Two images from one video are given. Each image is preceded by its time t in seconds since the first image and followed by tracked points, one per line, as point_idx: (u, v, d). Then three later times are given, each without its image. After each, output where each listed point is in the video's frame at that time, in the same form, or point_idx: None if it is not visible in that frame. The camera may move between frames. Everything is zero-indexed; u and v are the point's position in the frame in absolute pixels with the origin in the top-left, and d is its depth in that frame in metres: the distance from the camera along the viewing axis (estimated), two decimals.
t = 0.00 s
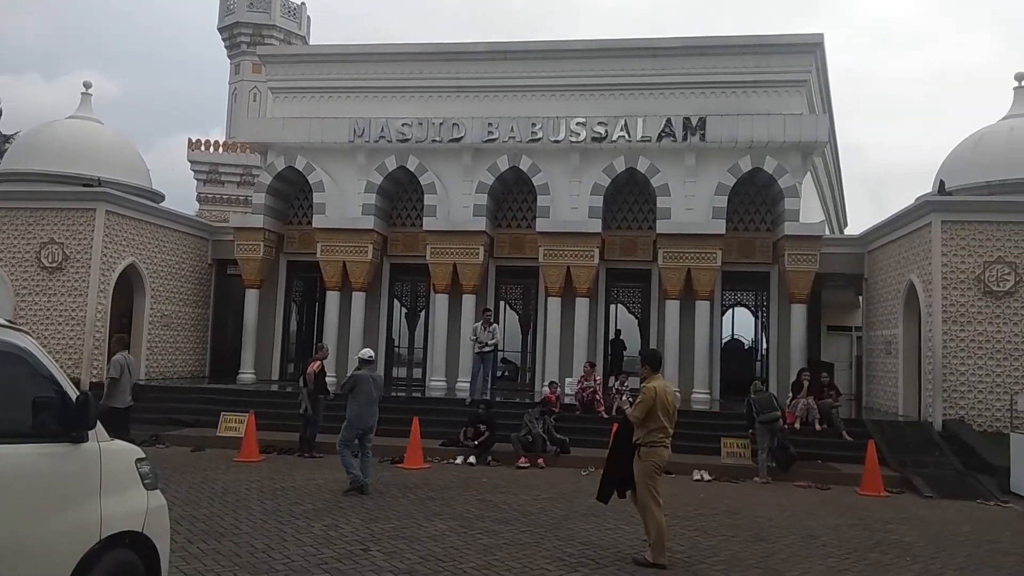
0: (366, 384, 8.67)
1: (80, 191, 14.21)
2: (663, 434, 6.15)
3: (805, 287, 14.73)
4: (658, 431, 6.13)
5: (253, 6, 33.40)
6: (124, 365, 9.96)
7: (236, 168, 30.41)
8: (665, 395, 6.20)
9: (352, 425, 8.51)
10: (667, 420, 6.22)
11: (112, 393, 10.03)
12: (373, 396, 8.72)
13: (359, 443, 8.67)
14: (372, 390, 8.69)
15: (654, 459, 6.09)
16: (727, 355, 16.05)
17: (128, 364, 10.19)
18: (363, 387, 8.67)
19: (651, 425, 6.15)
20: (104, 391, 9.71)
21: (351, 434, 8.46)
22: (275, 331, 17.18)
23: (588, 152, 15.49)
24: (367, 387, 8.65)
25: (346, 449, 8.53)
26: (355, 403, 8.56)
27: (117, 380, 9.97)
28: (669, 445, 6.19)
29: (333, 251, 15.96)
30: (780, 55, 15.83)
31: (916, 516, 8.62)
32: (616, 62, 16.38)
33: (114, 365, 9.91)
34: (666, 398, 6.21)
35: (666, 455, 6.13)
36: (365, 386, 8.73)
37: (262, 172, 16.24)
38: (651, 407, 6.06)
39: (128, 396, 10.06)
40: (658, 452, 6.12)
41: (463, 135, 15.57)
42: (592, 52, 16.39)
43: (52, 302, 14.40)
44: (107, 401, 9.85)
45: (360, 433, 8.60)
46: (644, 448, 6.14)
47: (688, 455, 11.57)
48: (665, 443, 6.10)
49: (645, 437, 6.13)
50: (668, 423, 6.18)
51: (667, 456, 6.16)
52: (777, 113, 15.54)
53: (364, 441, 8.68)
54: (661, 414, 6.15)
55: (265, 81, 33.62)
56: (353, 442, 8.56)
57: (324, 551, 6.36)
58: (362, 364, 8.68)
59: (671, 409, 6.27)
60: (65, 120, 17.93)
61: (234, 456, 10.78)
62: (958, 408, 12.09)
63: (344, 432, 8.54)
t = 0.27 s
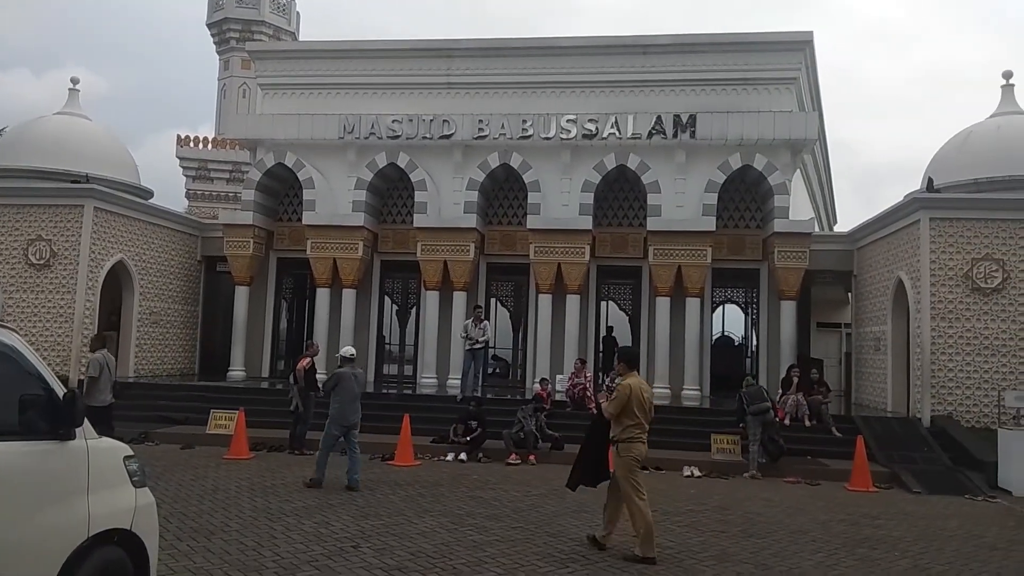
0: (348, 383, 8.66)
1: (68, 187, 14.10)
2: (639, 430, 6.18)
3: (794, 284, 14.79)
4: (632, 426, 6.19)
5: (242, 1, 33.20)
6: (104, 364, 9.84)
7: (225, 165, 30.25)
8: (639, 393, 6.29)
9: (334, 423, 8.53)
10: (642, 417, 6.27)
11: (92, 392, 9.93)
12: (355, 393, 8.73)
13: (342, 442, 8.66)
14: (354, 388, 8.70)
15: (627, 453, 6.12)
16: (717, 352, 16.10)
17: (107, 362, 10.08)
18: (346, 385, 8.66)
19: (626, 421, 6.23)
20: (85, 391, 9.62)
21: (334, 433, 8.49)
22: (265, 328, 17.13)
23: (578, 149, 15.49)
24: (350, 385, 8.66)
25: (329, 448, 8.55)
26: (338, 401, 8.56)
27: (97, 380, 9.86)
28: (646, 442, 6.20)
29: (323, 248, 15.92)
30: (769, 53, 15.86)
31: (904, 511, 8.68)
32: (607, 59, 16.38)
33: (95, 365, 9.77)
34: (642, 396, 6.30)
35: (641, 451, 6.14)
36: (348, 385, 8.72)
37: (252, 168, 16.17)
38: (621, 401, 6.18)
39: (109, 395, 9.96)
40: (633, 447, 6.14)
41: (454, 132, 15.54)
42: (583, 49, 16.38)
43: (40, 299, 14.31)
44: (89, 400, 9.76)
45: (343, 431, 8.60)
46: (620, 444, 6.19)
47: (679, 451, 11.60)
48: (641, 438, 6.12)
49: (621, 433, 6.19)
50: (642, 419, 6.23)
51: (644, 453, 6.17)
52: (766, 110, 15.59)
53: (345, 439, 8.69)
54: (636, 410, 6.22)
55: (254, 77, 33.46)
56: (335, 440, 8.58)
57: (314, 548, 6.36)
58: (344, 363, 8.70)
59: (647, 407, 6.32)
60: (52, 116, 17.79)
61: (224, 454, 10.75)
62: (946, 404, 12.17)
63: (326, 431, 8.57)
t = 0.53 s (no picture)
0: (319, 379, 8.65)
1: (52, 182, 13.98)
2: (607, 422, 6.30)
3: (781, 280, 14.85)
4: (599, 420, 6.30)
5: None
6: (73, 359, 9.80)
7: (212, 160, 30.07)
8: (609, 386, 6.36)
9: (304, 420, 8.54)
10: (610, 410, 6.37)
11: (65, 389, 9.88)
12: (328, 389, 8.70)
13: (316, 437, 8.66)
14: (327, 384, 8.66)
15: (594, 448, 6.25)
16: (705, 347, 16.16)
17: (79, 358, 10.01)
18: (319, 381, 8.64)
19: (594, 413, 6.33)
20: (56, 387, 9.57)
21: (305, 429, 8.49)
22: (252, 324, 17.06)
23: (567, 145, 15.49)
24: (322, 381, 8.63)
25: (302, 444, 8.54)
26: (311, 397, 8.54)
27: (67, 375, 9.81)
28: (613, 435, 6.33)
29: (310, 244, 15.85)
30: (757, 49, 15.91)
31: (889, 505, 8.75)
32: (595, 54, 16.38)
33: (63, 360, 9.72)
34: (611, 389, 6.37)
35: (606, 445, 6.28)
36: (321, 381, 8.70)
37: (239, 164, 16.07)
38: (592, 395, 6.23)
39: (80, 392, 9.88)
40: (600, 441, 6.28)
41: (442, 128, 15.51)
42: (572, 44, 16.37)
43: (24, 295, 14.19)
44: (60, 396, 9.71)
45: (316, 427, 8.59)
46: (587, 436, 6.30)
47: (666, 446, 11.65)
48: (608, 431, 6.26)
49: (588, 425, 6.31)
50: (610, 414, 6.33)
51: (611, 445, 6.29)
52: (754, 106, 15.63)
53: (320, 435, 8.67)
54: (607, 403, 6.31)
55: (241, 72, 33.27)
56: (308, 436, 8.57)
57: (300, 545, 6.34)
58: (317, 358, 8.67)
59: (615, 399, 6.41)
60: (36, 111, 17.63)
61: (211, 451, 10.70)
62: (931, 398, 12.26)
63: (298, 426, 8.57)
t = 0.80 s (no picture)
0: (297, 376, 8.67)
1: (38, 181, 13.88)
2: (584, 418, 6.44)
3: (770, 278, 14.90)
4: (576, 416, 6.42)
5: None
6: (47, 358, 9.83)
7: (200, 159, 29.92)
8: (586, 382, 6.46)
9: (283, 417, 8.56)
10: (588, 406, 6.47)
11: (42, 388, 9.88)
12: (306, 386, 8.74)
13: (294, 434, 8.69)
14: (305, 381, 8.70)
15: (571, 443, 6.41)
16: (694, 345, 16.22)
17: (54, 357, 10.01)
18: (296, 378, 8.67)
19: (572, 409, 6.43)
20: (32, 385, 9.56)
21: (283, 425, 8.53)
22: (240, 324, 16.98)
23: (556, 144, 15.49)
24: (300, 378, 8.66)
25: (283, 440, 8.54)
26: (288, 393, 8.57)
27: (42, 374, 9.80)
28: (590, 430, 6.47)
29: (299, 242, 15.80)
30: (745, 48, 15.95)
31: (877, 502, 8.80)
32: (584, 53, 16.39)
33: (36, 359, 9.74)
34: (587, 384, 6.46)
35: (584, 440, 6.43)
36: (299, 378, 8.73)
37: (227, 162, 15.99)
38: (568, 392, 6.32)
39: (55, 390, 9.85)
40: (576, 435, 6.43)
41: (431, 126, 15.48)
42: (561, 43, 16.37)
43: (10, 295, 14.09)
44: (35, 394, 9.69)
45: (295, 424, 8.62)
46: (564, 431, 6.44)
47: (656, 444, 11.68)
48: (586, 427, 6.40)
49: (566, 420, 6.44)
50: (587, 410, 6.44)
51: (588, 440, 6.45)
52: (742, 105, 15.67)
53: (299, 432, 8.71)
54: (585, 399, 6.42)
55: (229, 70, 33.14)
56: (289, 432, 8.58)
57: (290, 544, 6.32)
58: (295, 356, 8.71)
59: (592, 394, 6.51)
60: (22, 109, 17.51)
61: (199, 451, 10.65)
62: (919, 395, 12.34)
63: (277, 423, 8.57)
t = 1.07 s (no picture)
0: (273, 374, 8.78)
1: (20, 180, 13.75)
2: (561, 416, 6.52)
3: (755, 276, 14.97)
4: (553, 412, 6.48)
5: None
6: (25, 357, 9.81)
7: (185, 158, 29.70)
8: (562, 378, 6.56)
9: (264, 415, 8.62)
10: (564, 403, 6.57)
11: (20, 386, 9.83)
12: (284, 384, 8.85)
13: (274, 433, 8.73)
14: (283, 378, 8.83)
15: (548, 438, 6.42)
16: (681, 343, 16.28)
17: (29, 357, 9.98)
18: (274, 376, 8.79)
19: (549, 406, 6.50)
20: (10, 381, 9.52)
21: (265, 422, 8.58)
22: (226, 324, 16.89)
23: (543, 143, 15.50)
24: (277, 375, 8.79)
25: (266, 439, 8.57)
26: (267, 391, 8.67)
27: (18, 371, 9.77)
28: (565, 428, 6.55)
29: (285, 242, 15.72)
30: (731, 47, 16.02)
31: (862, 498, 8.87)
32: (571, 52, 16.40)
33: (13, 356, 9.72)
34: (563, 381, 6.57)
35: (561, 437, 6.47)
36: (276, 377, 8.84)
37: (212, 161, 15.89)
38: (548, 390, 6.42)
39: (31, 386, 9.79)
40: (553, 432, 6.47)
41: (418, 125, 15.45)
42: (548, 41, 16.38)
43: None
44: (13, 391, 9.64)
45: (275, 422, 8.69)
46: (541, 428, 6.49)
47: (643, 442, 11.72)
48: (563, 424, 6.48)
49: (543, 417, 6.49)
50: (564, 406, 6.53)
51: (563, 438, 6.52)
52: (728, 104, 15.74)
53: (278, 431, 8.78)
54: (561, 397, 6.52)
55: (214, 68, 32.93)
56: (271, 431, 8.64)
57: (276, 545, 6.29)
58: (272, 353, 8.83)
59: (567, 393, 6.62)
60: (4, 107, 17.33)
61: (184, 451, 10.59)
62: (903, 393, 12.44)
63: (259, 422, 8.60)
